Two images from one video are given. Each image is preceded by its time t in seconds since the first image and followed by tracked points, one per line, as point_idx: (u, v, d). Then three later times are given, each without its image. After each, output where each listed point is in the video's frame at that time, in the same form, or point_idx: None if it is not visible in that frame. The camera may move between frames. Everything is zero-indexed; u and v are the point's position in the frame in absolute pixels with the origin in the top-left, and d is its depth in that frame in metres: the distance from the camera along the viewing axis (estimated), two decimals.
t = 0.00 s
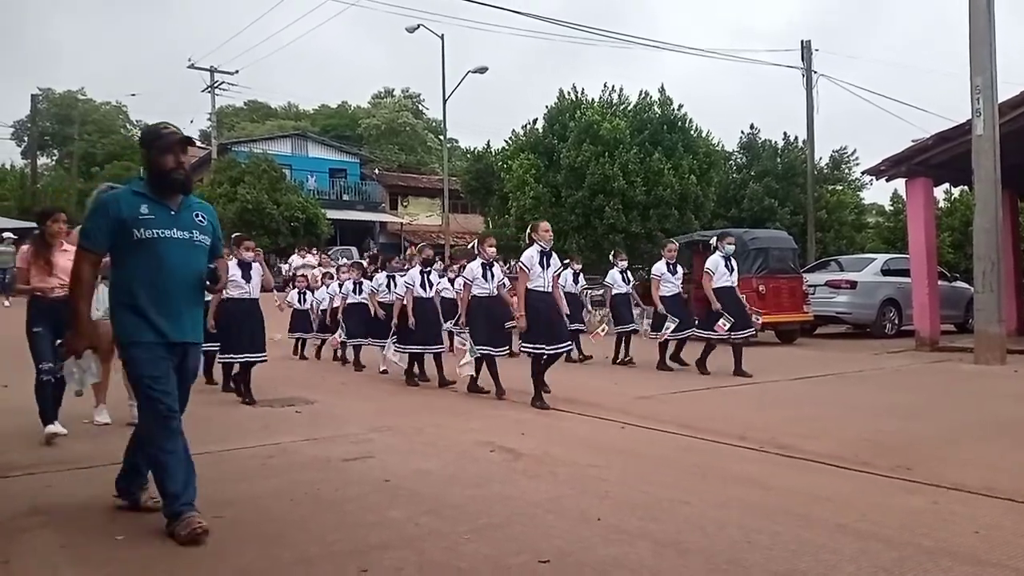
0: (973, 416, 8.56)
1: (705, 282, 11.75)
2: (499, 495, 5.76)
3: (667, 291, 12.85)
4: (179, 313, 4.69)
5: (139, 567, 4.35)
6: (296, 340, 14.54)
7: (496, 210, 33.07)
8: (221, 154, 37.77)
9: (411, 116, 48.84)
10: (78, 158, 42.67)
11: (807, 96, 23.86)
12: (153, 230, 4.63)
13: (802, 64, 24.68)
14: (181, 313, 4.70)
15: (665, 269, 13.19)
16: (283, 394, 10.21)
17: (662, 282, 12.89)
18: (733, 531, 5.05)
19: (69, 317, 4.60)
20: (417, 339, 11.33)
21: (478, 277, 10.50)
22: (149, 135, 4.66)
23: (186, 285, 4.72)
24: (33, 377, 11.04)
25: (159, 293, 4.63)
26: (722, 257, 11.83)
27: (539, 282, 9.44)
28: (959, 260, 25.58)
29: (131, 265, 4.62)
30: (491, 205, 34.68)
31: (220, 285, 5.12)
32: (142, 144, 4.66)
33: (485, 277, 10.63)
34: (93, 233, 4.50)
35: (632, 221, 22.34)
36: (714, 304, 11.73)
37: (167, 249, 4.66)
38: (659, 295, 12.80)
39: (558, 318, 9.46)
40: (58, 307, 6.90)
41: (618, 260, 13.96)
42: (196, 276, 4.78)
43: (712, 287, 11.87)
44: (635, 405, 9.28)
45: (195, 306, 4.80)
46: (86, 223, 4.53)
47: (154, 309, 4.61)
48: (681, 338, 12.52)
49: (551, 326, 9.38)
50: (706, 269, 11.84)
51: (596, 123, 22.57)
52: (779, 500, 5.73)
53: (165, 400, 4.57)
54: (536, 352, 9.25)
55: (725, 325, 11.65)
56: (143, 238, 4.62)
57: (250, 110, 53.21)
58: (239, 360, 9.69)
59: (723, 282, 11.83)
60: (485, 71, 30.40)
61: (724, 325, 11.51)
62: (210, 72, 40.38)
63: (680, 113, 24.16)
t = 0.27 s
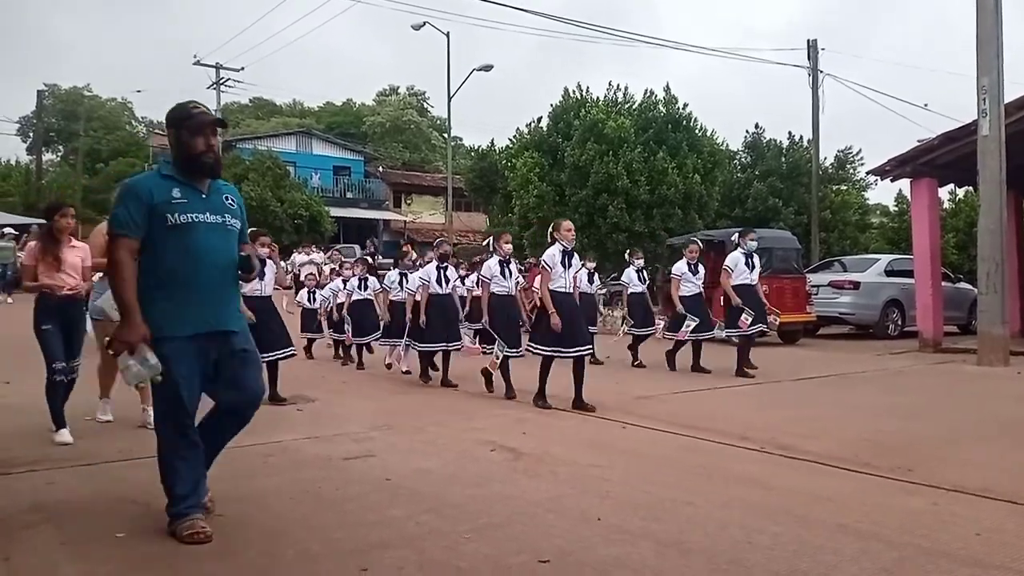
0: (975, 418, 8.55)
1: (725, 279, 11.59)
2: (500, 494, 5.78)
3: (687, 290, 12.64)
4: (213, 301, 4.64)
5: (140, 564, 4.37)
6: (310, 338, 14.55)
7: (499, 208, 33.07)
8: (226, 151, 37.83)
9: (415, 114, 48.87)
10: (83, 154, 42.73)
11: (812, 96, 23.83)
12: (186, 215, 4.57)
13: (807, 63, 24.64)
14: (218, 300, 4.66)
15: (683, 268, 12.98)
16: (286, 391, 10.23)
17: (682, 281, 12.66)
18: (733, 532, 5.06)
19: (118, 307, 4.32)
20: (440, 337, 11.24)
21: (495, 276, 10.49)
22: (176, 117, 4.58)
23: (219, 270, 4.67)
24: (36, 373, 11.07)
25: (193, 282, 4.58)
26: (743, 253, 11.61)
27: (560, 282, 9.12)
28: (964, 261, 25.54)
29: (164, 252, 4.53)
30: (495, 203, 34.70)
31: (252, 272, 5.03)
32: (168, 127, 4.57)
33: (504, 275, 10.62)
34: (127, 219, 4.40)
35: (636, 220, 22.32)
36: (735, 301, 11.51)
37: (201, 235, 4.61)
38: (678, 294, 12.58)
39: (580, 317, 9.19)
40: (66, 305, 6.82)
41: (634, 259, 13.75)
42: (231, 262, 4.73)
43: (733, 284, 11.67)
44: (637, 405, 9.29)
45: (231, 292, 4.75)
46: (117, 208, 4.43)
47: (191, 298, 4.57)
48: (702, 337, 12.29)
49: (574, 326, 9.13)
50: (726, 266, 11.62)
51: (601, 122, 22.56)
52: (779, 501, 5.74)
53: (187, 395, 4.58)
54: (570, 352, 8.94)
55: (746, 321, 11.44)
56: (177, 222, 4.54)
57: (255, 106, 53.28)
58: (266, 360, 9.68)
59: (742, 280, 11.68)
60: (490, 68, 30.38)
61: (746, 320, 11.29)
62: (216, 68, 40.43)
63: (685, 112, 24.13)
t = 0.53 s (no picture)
0: (979, 425, 8.54)
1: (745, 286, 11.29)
2: (503, 501, 5.78)
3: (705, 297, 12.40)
4: (249, 316, 4.45)
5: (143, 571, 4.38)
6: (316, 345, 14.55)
7: (502, 215, 33.12)
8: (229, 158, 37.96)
9: (418, 121, 48.98)
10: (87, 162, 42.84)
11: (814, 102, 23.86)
12: (226, 224, 4.42)
13: (809, 70, 24.68)
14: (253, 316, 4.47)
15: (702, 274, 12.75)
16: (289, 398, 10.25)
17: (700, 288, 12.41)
18: (736, 539, 5.06)
19: (172, 302, 4.09)
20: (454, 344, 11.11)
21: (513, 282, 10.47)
22: (233, 127, 4.47)
23: (256, 284, 4.49)
24: (40, 380, 11.09)
25: (228, 294, 4.40)
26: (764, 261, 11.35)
27: (581, 285, 9.04)
28: (967, 267, 25.51)
29: (201, 260, 4.38)
30: (498, 210, 34.75)
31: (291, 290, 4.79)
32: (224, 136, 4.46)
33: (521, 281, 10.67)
34: (166, 223, 4.26)
35: (638, 227, 22.34)
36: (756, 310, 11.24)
37: (239, 245, 4.44)
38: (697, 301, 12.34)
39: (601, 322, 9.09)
40: (74, 309, 6.60)
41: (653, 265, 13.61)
42: (269, 276, 4.57)
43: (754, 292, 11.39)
44: (640, 412, 9.29)
45: (268, 307, 4.57)
46: (158, 211, 4.30)
47: (224, 311, 4.39)
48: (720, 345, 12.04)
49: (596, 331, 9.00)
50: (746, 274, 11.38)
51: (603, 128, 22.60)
52: (783, 508, 5.74)
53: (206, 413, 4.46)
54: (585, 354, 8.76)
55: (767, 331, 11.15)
56: (216, 230, 4.39)
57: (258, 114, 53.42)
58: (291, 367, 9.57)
59: (765, 288, 11.34)
60: (492, 75, 30.45)
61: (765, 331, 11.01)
62: (219, 76, 40.56)
63: (687, 119, 24.16)
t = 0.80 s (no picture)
0: (979, 424, 8.54)
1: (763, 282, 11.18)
2: (504, 496, 5.79)
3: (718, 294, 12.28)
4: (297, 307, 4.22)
5: (142, 563, 4.37)
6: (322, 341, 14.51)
7: (503, 212, 33.13)
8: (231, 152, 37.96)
9: (420, 116, 48.98)
10: (89, 155, 42.81)
11: (817, 101, 23.83)
12: (277, 212, 4.21)
13: (812, 68, 24.65)
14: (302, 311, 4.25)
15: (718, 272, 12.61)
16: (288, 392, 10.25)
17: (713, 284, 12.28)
18: (736, 535, 5.06)
19: (194, 302, 3.92)
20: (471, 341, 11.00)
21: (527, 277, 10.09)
22: (293, 115, 4.26)
23: (303, 276, 4.27)
24: (41, 373, 11.10)
25: (276, 284, 4.18)
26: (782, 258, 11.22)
27: (595, 285, 8.65)
28: (968, 267, 25.50)
29: (249, 249, 4.17)
30: (499, 206, 34.75)
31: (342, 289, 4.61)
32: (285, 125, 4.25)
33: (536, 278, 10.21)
34: (213, 209, 4.07)
35: (640, 224, 22.34)
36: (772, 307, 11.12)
37: (289, 235, 4.23)
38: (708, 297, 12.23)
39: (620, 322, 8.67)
40: (78, 303, 6.56)
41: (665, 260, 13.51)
42: (318, 270, 4.36)
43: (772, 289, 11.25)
44: (641, 408, 9.28)
45: (317, 303, 4.36)
46: (207, 195, 4.09)
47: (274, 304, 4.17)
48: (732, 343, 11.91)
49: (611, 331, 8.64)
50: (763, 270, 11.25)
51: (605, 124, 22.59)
52: (784, 505, 5.73)
53: (258, 411, 4.10)
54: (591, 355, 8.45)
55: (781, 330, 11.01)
56: (266, 219, 4.19)
57: (260, 109, 53.41)
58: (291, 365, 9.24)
59: (783, 283, 11.23)
60: (495, 71, 30.43)
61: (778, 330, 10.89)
62: (221, 70, 40.54)
63: (690, 116, 24.12)
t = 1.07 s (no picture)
0: (977, 425, 8.56)
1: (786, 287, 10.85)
2: (503, 500, 5.81)
3: (735, 296, 11.92)
4: (345, 309, 4.01)
5: (144, 569, 4.39)
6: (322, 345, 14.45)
7: (501, 214, 33.18)
8: (229, 156, 37.99)
9: (417, 119, 49.03)
10: (87, 159, 42.82)
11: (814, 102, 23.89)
12: (322, 212, 4.00)
13: (809, 70, 24.71)
14: (350, 315, 4.03)
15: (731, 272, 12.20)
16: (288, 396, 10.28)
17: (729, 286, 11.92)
18: (734, 537, 5.08)
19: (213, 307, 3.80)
20: (474, 344, 10.83)
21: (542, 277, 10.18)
22: (332, 105, 3.99)
23: (351, 276, 4.06)
24: (41, 379, 11.11)
25: (321, 285, 3.96)
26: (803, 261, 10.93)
27: (610, 285, 8.50)
28: (966, 268, 25.54)
29: (293, 249, 3.97)
30: (497, 209, 34.81)
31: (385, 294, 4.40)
32: (324, 117, 4.00)
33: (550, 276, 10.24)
34: (252, 210, 3.88)
35: (637, 226, 22.39)
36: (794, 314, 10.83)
37: (334, 235, 4.02)
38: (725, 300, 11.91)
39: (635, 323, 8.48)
40: (81, 308, 6.47)
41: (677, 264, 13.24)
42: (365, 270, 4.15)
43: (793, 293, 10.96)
44: (639, 411, 9.31)
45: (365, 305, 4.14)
46: (246, 194, 3.90)
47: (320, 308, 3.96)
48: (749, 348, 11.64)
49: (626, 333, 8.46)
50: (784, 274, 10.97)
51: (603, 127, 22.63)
52: (782, 506, 5.76)
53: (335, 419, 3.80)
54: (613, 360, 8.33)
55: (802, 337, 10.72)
56: (312, 218, 3.98)
57: (258, 112, 53.44)
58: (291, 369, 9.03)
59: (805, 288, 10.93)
60: (492, 74, 30.49)
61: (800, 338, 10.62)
62: (219, 74, 40.59)
63: (687, 118, 24.17)
